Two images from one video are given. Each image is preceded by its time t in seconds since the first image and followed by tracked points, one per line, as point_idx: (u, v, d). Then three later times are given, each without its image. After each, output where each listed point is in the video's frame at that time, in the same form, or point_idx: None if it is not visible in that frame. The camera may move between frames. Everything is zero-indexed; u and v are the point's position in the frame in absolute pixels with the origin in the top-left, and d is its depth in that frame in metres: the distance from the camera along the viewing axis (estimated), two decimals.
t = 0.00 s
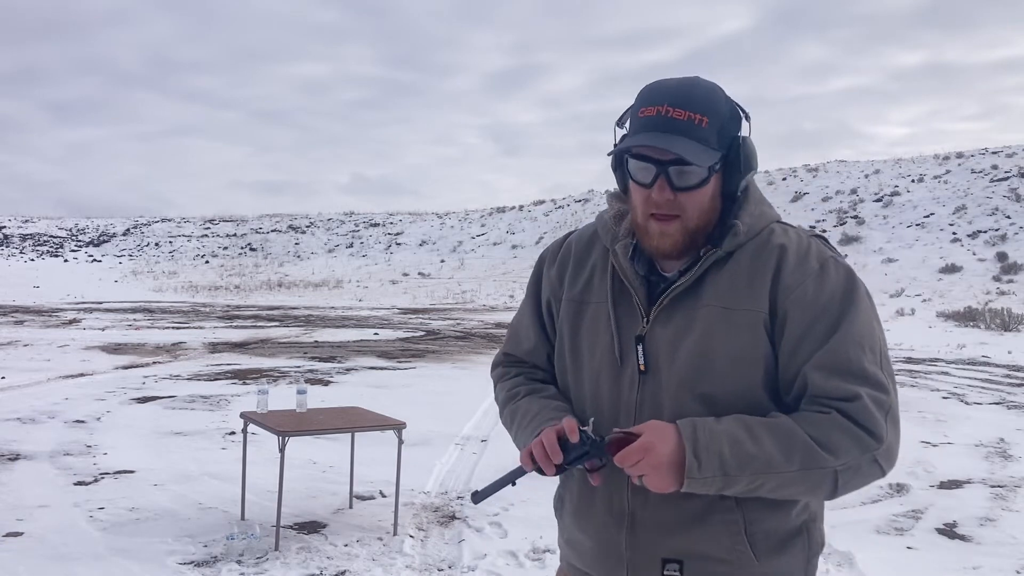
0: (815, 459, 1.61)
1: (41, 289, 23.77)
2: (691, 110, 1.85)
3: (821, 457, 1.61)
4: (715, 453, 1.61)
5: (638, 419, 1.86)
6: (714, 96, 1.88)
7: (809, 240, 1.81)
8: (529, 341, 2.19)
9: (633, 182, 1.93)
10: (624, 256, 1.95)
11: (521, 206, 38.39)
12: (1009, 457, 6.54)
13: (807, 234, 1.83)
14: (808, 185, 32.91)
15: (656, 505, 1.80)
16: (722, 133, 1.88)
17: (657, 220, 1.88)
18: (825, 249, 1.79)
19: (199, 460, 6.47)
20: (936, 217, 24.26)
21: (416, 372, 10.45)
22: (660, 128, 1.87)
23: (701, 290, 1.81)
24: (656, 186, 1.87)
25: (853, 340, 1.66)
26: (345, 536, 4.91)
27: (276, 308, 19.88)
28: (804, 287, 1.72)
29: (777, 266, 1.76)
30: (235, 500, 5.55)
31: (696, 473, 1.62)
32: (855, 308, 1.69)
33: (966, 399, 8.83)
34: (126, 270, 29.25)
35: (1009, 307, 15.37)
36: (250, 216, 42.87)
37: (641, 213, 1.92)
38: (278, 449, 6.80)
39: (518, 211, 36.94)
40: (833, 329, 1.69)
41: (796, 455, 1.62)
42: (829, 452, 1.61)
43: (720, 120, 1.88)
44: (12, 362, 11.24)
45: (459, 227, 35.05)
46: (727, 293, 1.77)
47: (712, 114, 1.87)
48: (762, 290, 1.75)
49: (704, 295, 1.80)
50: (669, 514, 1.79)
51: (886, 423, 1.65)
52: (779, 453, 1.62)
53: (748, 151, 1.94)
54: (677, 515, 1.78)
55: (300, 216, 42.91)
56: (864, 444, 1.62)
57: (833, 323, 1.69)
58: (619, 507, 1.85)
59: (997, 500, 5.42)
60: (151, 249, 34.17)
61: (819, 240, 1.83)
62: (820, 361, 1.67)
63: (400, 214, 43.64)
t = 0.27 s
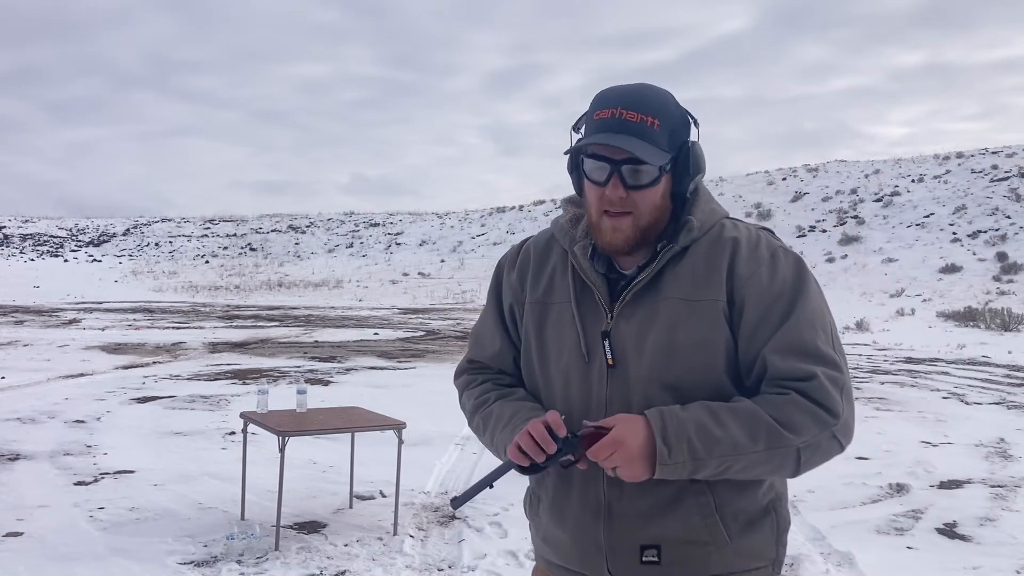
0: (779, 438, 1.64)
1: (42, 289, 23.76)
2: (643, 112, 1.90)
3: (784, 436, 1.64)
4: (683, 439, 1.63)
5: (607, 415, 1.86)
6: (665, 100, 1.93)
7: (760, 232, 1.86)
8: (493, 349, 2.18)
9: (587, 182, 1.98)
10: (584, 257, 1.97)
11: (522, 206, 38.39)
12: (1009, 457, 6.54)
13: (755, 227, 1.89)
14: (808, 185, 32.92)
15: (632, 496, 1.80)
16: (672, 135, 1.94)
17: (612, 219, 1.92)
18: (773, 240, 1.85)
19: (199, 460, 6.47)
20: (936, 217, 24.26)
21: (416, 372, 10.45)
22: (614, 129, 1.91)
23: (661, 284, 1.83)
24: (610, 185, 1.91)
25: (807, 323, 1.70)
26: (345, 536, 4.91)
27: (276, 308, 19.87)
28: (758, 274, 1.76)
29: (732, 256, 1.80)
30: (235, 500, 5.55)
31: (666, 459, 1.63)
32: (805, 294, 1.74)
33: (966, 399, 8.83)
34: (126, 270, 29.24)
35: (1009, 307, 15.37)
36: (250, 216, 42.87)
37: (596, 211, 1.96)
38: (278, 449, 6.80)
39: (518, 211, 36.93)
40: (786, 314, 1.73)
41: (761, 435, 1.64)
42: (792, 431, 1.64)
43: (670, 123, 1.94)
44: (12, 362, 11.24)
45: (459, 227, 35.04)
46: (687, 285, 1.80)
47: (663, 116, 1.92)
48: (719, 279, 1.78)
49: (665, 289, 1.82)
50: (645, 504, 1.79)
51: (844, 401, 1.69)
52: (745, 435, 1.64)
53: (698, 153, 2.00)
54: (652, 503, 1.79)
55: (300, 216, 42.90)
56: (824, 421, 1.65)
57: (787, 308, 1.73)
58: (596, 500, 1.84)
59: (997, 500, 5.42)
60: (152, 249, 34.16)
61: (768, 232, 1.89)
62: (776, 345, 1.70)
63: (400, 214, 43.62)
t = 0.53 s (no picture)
0: (770, 431, 1.64)
1: (42, 289, 23.76)
2: (625, 108, 1.93)
3: (775, 429, 1.64)
4: (677, 436, 1.63)
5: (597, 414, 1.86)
6: (647, 95, 1.95)
7: (745, 228, 1.87)
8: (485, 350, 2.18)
9: (575, 178, 1.99)
10: (573, 256, 1.98)
11: (521, 207, 38.39)
12: (1009, 457, 6.54)
13: (741, 223, 1.90)
14: (808, 184, 32.92)
15: (626, 494, 1.80)
16: (655, 131, 1.96)
17: (601, 215, 1.94)
18: (760, 237, 1.86)
19: (199, 460, 6.47)
20: (935, 217, 24.26)
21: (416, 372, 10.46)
22: (599, 125, 1.93)
23: (650, 282, 1.83)
24: (598, 181, 1.94)
25: (795, 317, 1.71)
26: (345, 536, 4.91)
27: (276, 308, 19.87)
28: (746, 269, 1.77)
29: (720, 252, 1.80)
30: (235, 500, 5.55)
31: (659, 456, 1.63)
32: (791, 288, 1.74)
33: (966, 399, 8.83)
34: (126, 270, 29.26)
35: (1009, 307, 15.37)
36: (250, 216, 42.88)
37: (586, 209, 1.97)
38: (278, 449, 6.81)
39: (518, 211, 36.93)
40: (773, 308, 1.73)
41: (753, 430, 1.64)
42: (782, 424, 1.64)
43: (653, 118, 1.96)
44: (13, 362, 11.24)
45: (459, 227, 35.05)
46: (676, 283, 1.80)
47: (645, 112, 1.95)
48: (707, 276, 1.78)
49: (655, 287, 1.82)
50: (639, 502, 1.79)
51: (834, 393, 1.70)
52: (736, 430, 1.64)
53: (682, 146, 2.02)
54: (644, 502, 1.79)
55: (300, 216, 42.91)
56: (814, 414, 1.65)
57: (774, 303, 1.74)
58: (589, 499, 1.85)
59: (997, 500, 5.43)
60: (152, 249, 34.17)
61: (753, 229, 1.90)
62: (766, 340, 1.71)
63: (400, 213, 43.62)
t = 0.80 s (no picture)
0: (760, 434, 1.64)
1: (42, 289, 23.76)
2: (643, 102, 1.93)
3: (765, 432, 1.64)
4: (667, 435, 1.63)
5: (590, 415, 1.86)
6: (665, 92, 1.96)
7: (745, 234, 1.87)
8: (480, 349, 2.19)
9: (587, 170, 1.99)
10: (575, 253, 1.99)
11: (521, 206, 38.38)
12: (1009, 457, 6.55)
13: (741, 228, 1.90)
14: (808, 184, 32.92)
15: (616, 495, 1.80)
16: (670, 127, 1.97)
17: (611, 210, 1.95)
18: (759, 241, 1.86)
19: (199, 460, 6.47)
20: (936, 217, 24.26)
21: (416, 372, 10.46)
22: (617, 117, 1.93)
23: (647, 283, 1.83)
24: (611, 174, 1.94)
25: (790, 323, 1.71)
26: (345, 536, 4.91)
27: (276, 308, 19.87)
28: (744, 273, 1.76)
29: (719, 256, 1.80)
30: (235, 500, 5.55)
31: (649, 454, 1.63)
32: (787, 293, 1.75)
33: (966, 399, 8.83)
34: (126, 270, 29.25)
35: (1009, 307, 15.37)
36: (250, 216, 42.89)
37: (596, 202, 1.98)
38: (278, 449, 6.80)
39: (518, 211, 36.91)
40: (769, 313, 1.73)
41: (744, 432, 1.64)
42: (773, 428, 1.64)
43: (668, 114, 1.97)
44: (13, 362, 11.24)
45: (459, 227, 35.03)
46: (673, 285, 1.80)
47: (662, 107, 1.95)
48: (705, 278, 1.78)
49: (651, 288, 1.82)
50: (629, 501, 1.79)
51: (826, 400, 1.70)
52: (727, 431, 1.64)
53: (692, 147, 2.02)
54: (634, 502, 1.79)
55: (300, 216, 42.92)
56: (806, 420, 1.65)
57: (770, 309, 1.74)
58: (580, 499, 1.85)
59: (997, 500, 5.43)
60: (152, 249, 34.17)
61: (753, 234, 1.90)
62: (761, 344, 1.71)
63: (400, 213, 43.61)
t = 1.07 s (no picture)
0: (759, 428, 1.64)
1: (42, 289, 23.77)
2: (606, 99, 1.95)
3: (764, 427, 1.64)
4: (666, 429, 1.63)
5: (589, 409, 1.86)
6: (629, 85, 1.97)
7: (746, 230, 1.88)
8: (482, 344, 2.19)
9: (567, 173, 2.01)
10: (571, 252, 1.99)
11: (521, 206, 38.39)
12: (1009, 457, 6.55)
13: (741, 225, 1.90)
14: (808, 184, 32.92)
15: (613, 489, 1.81)
16: (640, 118, 1.96)
17: (593, 207, 1.95)
18: (761, 239, 1.86)
19: (199, 460, 6.48)
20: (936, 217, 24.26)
21: (416, 372, 10.46)
22: (583, 118, 1.95)
23: (648, 278, 1.83)
24: (585, 172, 1.94)
25: (791, 320, 1.71)
26: (345, 536, 4.91)
27: (276, 308, 19.87)
28: (744, 268, 1.77)
29: (719, 252, 1.80)
30: (235, 500, 5.55)
31: (646, 447, 1.63)
32: (788, 290, 1.75)
33: (966, 399, 8.83)
34: (126, 270, 29.26)
35: (1009, 307, 15.37)
36: (250, 217, 42.91)
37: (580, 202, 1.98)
38: (278, 449, 6.81)
39: (518, 211, 36.91)
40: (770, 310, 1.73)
41: (743, 427, 1.64)
42: (772, 424, 1.64)
43: (638, 106, 1.97)
44: (13, 362, 11.25)
45: (459, 227, 35.03)
46: (672, 280, 1.80)
47: (627, 101, 1.96)
48: (704, 273, 1.78)
49: (652, 283, 1.82)
50: (626, 496, 1.80)
51: (825, 398, 1.70)
52: (726, 425, 1.64)
53: (674, 135, 2.01)
54: (631, 496, 1.79)
55: (300, 216, 42.94)
56: (805, 416, 1.66)
57: (772, 304, 1.74)
58: (577, 493, 1.86)
59: (997, 500, 5.43)
60: (152, 249, 34.17)
61: (753, 231, 1.90)
62: (760, 340, 1.71)
63: (400, 213, 43.61)
